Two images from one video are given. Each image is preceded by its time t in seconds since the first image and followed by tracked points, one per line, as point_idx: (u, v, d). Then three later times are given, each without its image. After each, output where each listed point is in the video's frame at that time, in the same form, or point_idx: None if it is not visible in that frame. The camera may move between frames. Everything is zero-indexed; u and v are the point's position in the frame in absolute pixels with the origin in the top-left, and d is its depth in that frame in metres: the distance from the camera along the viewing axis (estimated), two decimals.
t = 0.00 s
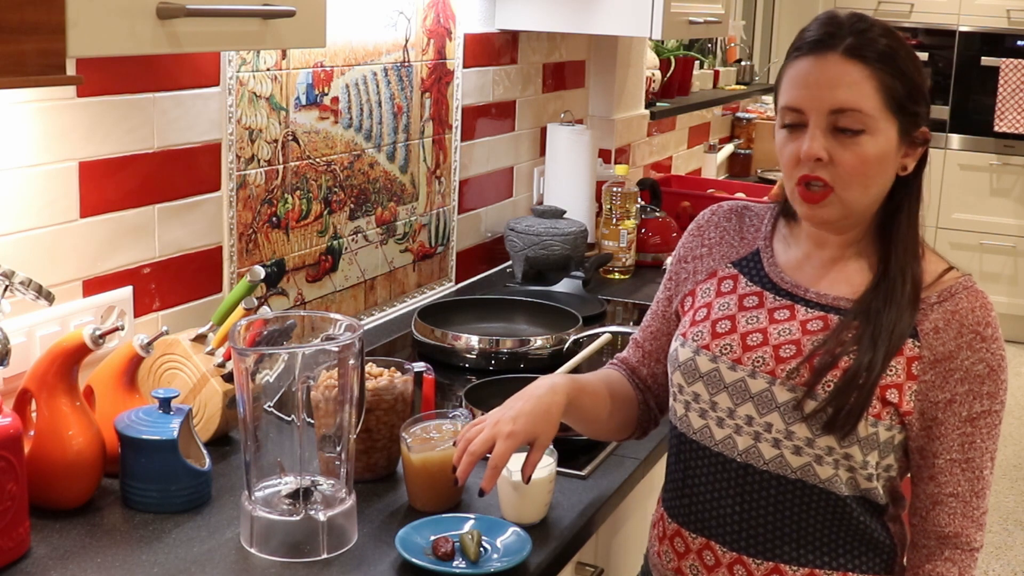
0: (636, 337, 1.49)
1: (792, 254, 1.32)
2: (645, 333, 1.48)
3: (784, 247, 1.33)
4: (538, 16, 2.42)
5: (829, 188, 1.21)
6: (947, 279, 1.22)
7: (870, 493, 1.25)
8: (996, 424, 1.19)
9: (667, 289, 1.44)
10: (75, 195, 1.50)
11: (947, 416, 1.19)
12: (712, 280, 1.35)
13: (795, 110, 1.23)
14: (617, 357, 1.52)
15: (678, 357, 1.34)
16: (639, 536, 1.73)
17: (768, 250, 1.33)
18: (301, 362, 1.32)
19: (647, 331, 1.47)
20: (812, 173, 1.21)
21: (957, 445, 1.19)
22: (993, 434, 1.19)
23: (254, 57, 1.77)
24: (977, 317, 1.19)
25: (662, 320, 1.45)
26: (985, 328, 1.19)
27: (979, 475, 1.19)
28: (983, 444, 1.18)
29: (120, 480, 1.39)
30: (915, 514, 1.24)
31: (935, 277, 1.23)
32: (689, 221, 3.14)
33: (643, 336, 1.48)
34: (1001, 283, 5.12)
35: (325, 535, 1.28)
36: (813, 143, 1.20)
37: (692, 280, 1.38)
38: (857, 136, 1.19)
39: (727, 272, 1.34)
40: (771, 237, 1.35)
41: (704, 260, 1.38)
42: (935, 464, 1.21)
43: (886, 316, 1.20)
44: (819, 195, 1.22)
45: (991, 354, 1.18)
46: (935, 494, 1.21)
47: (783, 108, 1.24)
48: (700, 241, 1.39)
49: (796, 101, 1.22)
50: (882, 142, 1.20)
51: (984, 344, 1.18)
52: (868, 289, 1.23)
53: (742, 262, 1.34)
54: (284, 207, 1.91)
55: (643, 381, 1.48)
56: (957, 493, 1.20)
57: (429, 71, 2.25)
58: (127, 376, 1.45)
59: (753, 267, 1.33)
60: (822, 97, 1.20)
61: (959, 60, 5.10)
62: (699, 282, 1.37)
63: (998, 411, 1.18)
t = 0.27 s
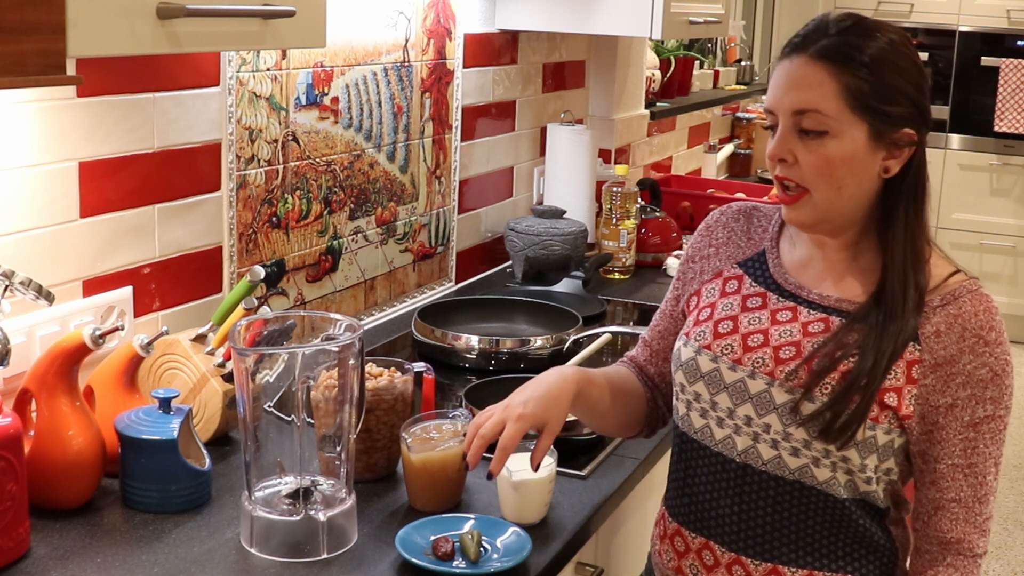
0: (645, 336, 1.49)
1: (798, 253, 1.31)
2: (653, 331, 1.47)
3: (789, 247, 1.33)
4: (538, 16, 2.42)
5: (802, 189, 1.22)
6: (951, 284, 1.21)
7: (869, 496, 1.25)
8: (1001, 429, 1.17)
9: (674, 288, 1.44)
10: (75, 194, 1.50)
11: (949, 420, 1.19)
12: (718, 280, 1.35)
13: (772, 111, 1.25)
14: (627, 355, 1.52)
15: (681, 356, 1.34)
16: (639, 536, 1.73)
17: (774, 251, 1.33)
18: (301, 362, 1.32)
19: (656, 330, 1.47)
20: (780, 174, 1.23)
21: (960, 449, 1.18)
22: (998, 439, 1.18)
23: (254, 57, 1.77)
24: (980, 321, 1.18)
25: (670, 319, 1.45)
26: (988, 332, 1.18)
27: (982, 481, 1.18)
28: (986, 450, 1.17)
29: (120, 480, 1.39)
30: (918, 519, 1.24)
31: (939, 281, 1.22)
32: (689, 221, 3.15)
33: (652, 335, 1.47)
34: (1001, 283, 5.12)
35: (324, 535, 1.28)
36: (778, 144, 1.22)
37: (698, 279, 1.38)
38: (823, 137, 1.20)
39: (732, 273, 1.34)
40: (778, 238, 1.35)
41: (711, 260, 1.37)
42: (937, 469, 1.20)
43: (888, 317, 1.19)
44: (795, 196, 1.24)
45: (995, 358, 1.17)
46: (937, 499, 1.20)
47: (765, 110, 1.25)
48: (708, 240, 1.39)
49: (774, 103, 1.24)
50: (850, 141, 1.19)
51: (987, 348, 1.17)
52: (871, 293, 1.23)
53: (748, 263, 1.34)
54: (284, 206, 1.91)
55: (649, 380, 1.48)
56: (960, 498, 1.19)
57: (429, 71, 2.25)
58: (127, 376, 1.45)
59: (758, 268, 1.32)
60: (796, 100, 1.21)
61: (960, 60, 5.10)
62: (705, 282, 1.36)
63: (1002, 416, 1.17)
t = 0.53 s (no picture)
0: (650, 337, 1.49)
1: (800, 255, 1.30)
2: (657, 333, 1.48)
3: (791, 249, 1.32)
4: (538, 16, 2.42)
5: (813, 186, 1.21)
6: (953, 285, 1.20)
7: (869, 499, 1.25)
8: (1000, 433, 1.17)
9: (679, 290, 1.44)
10: (75, 194, 1.49)
11: (947, 424, 1.18)
12: (720, 281, 1.35)
13: (779, 111, 1.24)
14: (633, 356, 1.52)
15: (681, 358, 1.34)
16: (640, 536, 1.73)
17: (776, 252, 1.33)
18: (301, 362, 1.32)
19: (660, 332, 1.47)
20: (791, 173, 1.22)
21: (958, 453, 1.17)
22: (997, 443, 1.17)
23: (254, 57, 1.77)
24: (979, 323, 1.17)
25: (674, 321, 1.45)
26: (988, 334, 1.17)
27: (981, 485, 1.17)
28: (985, 454, 1.17)
29: (120, 480, 1.39)
30: (916, 522, 1.23)
31: (940, 283, 1.21)
32: (689, 221, 3.16)
33: (656, 337, 1.48)
34: (1001, 283, 5.12)
35: (324, 535, 1.28)
36: (791, 142, 1.21)
37: (701, 281, 1.38)
38: (835, 134, 1.19)
39: (733, 274, 1.34)
40: (780, 240, 1.35)
41: (714, 262, 1.37)
42: (935, 472, 1.20)
43: (884, 316, 1.19)
44: (806, 194, 1.22)
45: (994, 361, 1.16)
46: (934, 502, 1.20)
47: (773, 109, 1.25)
48: (711, 243, 1.39)
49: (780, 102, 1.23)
50: (865, 137, 1.19)
51: (986, 350, 1.16)
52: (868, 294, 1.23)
53: (750, 265, 1.34)
54: (284, 206, 1.91)
55: (655, 381, 1.49)
56: (959, 502, 1.18)
57: (429, 71, 2.25)
58: (126, 376, 1.45)
59: (759, 270, 1.32)
60: (804, 97, 1.20)
61: (959, 60, 5.10)
62: (708, 283, 1.36)
63: (1001, 420, 1.16)
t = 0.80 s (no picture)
0: (650, 342, 1.49)
1: (800, 260, 1.31)
2: (657, 338, 1.48)
3: (791, 254, 1.33)
4: (538, 16, 2.42)
5: (843, 177, 1.20)
6: (955, 283, 1.21)
7: (875, 501, 1.25)
8: (1007, 430, 1.18)
9: (679, 294, 1.44)
10: (75, 194, 1.49)
11: (956, 423, 1.18)
12: (720, 284, 1.35)
13: (802, 105, 1.24)
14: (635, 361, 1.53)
15: (684, 363, 1.34)
16: (639, 537, 1.73)
17: (776, 255, 1.33)
18: (301, 362, 1.32)
19: (660, 336, 1.47)
20: (824, 163, 1.21)
21: (968, 452, 1.18)
22: (1004, 440, 1.18)
23: (254, 57, 1.77)
24: (984, 322, 1.18)
25: (674, 325, 1.45)
26: (993, 333, 1.18)
27: (990, 483, 1.18)
28: (994, 452, 1.17)
29: (120, 480, 1.39)
30: (926, 523, 1.23)
31: (942, 281, 1.22)
32: (689, 221, 3.16)
33: (657, 342, 1.48)
34: (1001, 283, 5.12)
35: (324, 535, 1.28)
36: (825, 133, 1.20)
37: (702, 284, 1.38)
38: (869, 125, 1.19)
39: (734, 277, 1.33)
40: (780, 242, 1.34)
41: (714, 265, 1.37)
42: (946, 472, 1.19)
43: (892, 316, 1.19)
44: (834, 185, 1.21)
45: (1000, 359, 1.17)
46: (947, 502, 1.20)
47: (794, 105, 1.24)
48: (710, 246, 1.39)
49: (805, 94, 1.23)
50: (894, 130, 1.20)
51: (992, 348, 1.17)
52: (872, 294, 1.22)
53: (750, 267, 1.34)
54: (284, 206, 1.91)
55: (657, 385, 1.49)
56: (970, 501, 1.18)
57: (429, 71, 2.25)
58: (126, 376, 1.45)
59: (760, 272, 1.32)
60: (834, 89, 1.20)
61: (960, 60, 5.10)
62: (708, 287, 1.36)
63: (1008, 417, 1.17)
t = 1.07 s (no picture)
0: (650, 344, 1.49)
1: (800, 260, 1.31)
2: (656, 340, 1.47)
3: (792, 254, 1.33)
4: (538, 15, 2.42)
5: (850, 180, 1.20)
6: (956, 283, 1.21)
7: (877, 501, 1.25)
8: (1009, 429, 1.18)
9: (678, 296, 1.44)
10: (75, 194, 1.49)
11: (960, 423, 1.18)
12: (720, 285, 1.34)
13: (805, 106, 1.23)
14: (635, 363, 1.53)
15: (685, 364, 1.34)
16: (639, 537, 1.73)
17: (776, 255, 1.33)
18: (301, 361, 1.32)
19: (659, 339, 1.47)
20: (832, 165, 1.20)
21: (972, 451, 1.18)
22: (1006, 439, 1.18)
23: (254, 57, 1.77)
24: (986, 322, 1.18)
25: (673, 327, 1.45)
26: (996, 333, 1.18)
27: (993, 481, 1.19)
28: (997, 450, 1.18)
29: (120, 480, 1.39)
30: (931, 520, 1.22)
31: (943, 281, 1.22)
32: (689, 221, 3.15)
33: (657, 344, 1.47)
34: (1001, 283, 5.12)
35: (325, 535, 1.28)
36: (831, 134, 1.20)
37: (701, 285, 1.38)
38: (874, 126, 1.19)
39: (735, 278, 1.33)
40: (779, 242, 1.34)
41: (713, 265, 1.37)
42: (951, 472, 1.19)
43: (896, 316, 1.19)
44: (841, 188, 1.20)
45: (1003, 358, 1.17)
46: (953, 501, 1.19)
47: (796, 106, 1.24)
48: (708, 246, 1.39)
49: (808, 95, 1.23)
50: (898, 130, 1.20)
51: (995, 348, 1.17)
52: (875, 294, 1.22)
53: (750, 268, 1.33)
54: (284, 206, 1.91)
55: (659, 388, 1.49)
56: (974, 501, 1.18)
57: (429, 71, 2.25)
58: (127, 376, 1.45)
59: (761, 273, 1.32)
60: (837, 89, 1.20)
61: (960, 60, 5.10)
62: (708, 288, 1.36)
63: (1010, 416, 1.17)
